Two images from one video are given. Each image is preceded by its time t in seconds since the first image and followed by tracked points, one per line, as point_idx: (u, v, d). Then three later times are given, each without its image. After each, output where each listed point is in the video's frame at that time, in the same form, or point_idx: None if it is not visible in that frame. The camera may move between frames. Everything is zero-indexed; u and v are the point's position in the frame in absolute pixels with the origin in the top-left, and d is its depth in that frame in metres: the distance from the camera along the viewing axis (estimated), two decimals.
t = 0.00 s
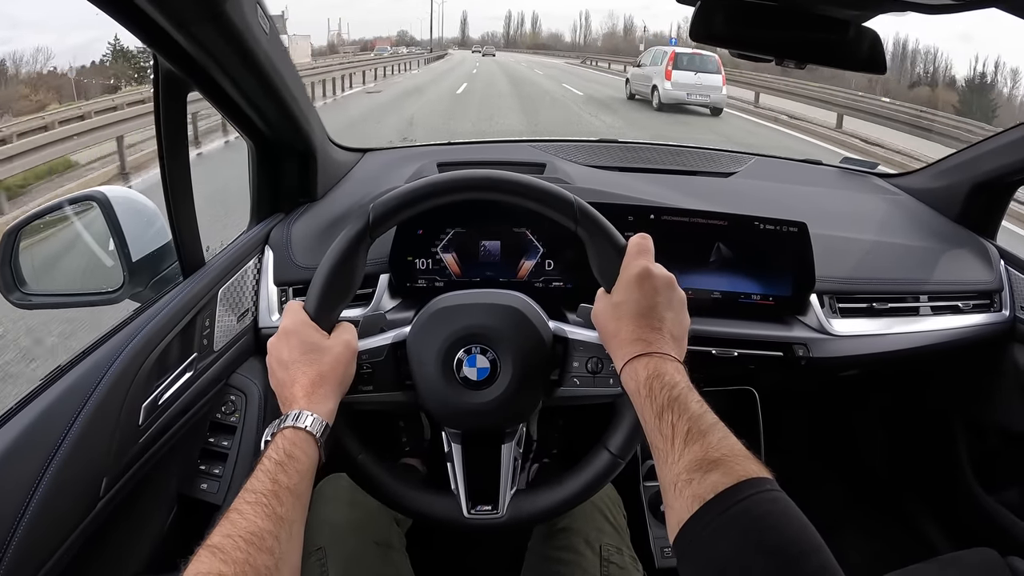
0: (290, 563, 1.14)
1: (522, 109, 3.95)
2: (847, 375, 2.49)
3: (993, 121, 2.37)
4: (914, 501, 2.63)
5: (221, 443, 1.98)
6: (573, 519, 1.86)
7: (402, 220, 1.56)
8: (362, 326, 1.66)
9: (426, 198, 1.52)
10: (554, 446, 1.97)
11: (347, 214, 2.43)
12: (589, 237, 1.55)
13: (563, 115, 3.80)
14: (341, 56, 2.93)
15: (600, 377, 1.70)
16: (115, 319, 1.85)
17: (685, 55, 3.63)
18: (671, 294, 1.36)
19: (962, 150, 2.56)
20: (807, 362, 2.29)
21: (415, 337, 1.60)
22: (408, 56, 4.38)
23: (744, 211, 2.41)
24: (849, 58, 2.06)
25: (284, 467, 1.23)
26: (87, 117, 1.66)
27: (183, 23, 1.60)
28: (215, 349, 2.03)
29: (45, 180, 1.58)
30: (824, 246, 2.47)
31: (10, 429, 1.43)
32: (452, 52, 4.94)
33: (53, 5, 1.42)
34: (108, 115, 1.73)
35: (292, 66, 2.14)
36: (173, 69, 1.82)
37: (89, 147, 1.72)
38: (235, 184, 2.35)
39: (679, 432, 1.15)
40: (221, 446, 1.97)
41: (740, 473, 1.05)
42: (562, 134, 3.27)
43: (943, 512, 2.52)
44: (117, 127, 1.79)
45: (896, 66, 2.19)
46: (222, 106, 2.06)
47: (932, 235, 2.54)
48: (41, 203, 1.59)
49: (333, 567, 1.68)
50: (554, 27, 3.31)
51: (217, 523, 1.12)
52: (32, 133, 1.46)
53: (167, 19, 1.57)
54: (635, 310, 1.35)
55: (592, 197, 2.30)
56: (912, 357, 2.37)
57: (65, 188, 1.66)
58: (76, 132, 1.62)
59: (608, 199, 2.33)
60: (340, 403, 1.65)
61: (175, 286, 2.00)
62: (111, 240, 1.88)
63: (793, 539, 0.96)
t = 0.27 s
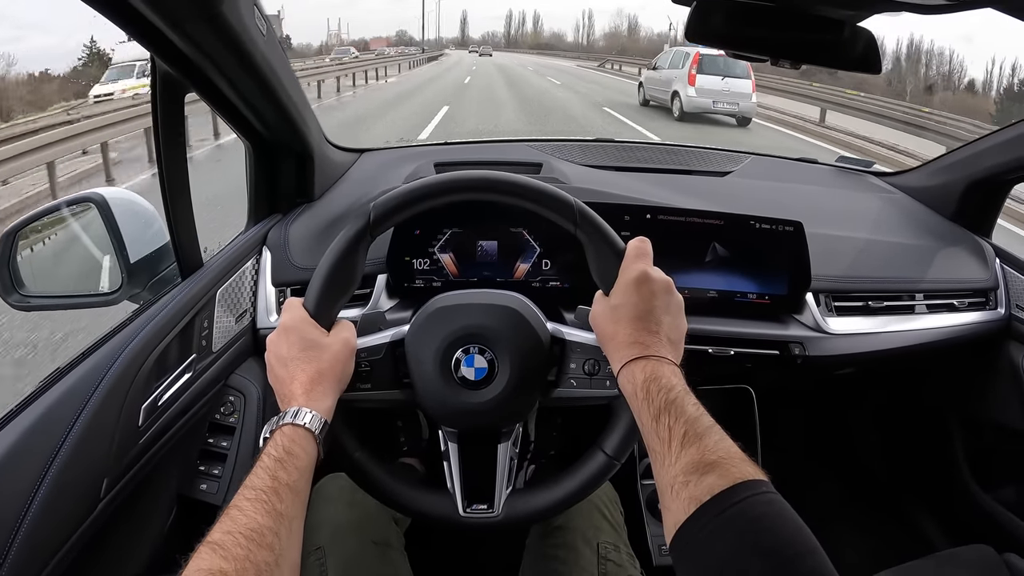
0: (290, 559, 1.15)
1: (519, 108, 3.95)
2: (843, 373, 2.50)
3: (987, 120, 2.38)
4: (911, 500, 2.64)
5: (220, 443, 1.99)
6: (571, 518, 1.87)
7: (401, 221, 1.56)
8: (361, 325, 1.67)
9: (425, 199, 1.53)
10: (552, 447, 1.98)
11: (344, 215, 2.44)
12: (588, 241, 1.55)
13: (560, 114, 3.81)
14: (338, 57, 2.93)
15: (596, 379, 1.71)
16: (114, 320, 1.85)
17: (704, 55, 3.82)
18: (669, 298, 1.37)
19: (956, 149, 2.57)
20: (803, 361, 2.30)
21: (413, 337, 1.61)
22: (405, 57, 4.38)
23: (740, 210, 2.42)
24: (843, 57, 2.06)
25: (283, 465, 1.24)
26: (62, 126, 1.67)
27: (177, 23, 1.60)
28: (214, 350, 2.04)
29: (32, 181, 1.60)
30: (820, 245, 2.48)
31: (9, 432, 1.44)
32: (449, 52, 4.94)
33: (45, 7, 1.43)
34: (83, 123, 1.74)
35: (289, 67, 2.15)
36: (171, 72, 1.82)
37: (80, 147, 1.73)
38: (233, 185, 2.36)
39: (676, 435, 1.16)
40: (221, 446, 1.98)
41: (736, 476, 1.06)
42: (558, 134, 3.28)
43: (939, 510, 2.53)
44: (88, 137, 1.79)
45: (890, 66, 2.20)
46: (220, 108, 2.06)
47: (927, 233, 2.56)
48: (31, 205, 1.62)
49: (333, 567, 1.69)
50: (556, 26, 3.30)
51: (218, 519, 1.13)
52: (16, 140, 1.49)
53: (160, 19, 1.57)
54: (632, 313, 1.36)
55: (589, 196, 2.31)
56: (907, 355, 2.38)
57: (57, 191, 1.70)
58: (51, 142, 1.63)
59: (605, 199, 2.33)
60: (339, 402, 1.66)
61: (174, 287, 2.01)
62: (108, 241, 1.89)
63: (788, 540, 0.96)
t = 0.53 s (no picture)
0: (294, 559, 1.15)
1: (517, 108, 3.96)
2: (840, 372, 2.52)
3: (983, 119, 2.40)
4: (909, 497, 2.66)
5: (222, 444, 2.00)
6: (570, 517, 1.88)
7: (401, 223, 1.57)
8: (362, 326, 1.69)
9: (424, 202, 1.53)
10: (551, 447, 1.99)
11: (344, 217, 2.44)
12: (588, 243, 1.56)
13: (557, 115, 3.82)
14: (336, 58, 2.94)
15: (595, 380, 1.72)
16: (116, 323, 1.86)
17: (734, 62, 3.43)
18: (667, 300, 1.39)
19: (953, 149, 2.59)
20: (800, 360, 2.32)
21: (414, 338, 1.62)
22: (402, 57, 4.38)
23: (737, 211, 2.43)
24: (841, 60, 2.07)
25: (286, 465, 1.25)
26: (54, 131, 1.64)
27: (178, 28, 1.61)
28: (215, 352, 2.05)
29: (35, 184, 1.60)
30: (817, 245, 2.49)
31: (12, 435, 1.44)
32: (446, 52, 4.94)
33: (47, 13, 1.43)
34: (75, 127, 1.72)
35: (289, 70, 2.15)
36: (171, 76, 1.82)
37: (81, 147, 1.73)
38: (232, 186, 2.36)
39: (675, 435, 1.17)
40: (222, 448, 1.99)
41: (734, 477, 1.07)
42: (556, 134, 3.29)
43: (937, 507, 2.55)
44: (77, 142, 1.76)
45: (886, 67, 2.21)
46: (220, 110, 2.07)
47: (924, 233, 2.57)
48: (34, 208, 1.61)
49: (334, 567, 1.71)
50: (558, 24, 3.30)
51: (222, 520, 1.14)
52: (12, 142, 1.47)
53: (162, 24, 1.57)
54: (631, 314, 1.37)
55: (587, 197, 2.33)
56: (904, 354, 2.40)
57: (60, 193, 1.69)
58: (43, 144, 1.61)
59: (603, 200, 2.35)
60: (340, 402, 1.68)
61: (174, 289, 2.02)
62: (109, 243, 1.90)
63: (785, 539, 0.97)
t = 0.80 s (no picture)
0: (298, 559, 1.17)
1: (515, 110, 3.98)
2: (837, 372, 2.53)
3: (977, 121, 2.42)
4: (906, 496, 2.68)
5: (224, 447, 2.02)
6: (569, 517, 1.90)
7: (401, 227, 1.59)
8: (363, 329, 1.71)
9: (424, 206, 1.55)
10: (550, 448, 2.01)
11: (344, 220, 2.46)
12: (586, 245, 1.58)
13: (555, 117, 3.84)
14: (335, 62, 2.96)
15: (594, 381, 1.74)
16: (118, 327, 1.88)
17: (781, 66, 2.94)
18: (664, 302, 1.40)
19: (949, 150, 2.61)
20: (797, 361, 2.34)
21: (414, 341, 1.64)
22: (400, 59, 4.40)
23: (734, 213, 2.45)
24: (837, 63, 2.09)
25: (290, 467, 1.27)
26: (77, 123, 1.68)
27: (181, 34, 1.63)
28: (217, 355, 2.06)
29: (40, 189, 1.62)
30: (813, 246, 2.51)
31: (18, 438, 1.46)
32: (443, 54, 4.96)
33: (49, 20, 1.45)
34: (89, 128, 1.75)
35: (289, 76, 2.17)
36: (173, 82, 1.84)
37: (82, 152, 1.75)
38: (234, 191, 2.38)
39: (672, 435, 1.19)
40: (224, 450, 2.01)
41: (730, 475, 1.09)
42: (554, 137, 3.31)
43: (933, 506, 2.57)
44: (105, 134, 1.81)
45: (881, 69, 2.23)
46: (221, 116, 2.08)
47: (920, 234, 2.59)
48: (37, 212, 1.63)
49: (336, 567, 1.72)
50: (557, 26, 3.31)
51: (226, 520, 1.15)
52: (16, 146, 1.48)
53: (164, 30, 1.59)
54: (629, 316, 1.39)
55: (585, 200, 2.35)
56: (900, 354, 2.42)
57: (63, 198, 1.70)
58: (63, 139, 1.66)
59: (601, 202, 2.37)
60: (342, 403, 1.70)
61: (176, 294, 2.04)
62: (110, 248, 1.91)
63: (780, 535, 0.99)
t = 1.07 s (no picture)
0: (292, 562, 1.16)
1: (513, 110, 3.97)
2: (837, 372, 2.52)
3: (979, 119, 2.41)
4: (906, 496, 2.67)
5: (220, 448, 2.00)
6: (567, 518, 1.88)
7: (397, 226, 1.57)
8: (359, 329, 1.69)
9: (421, 204, 1.54)
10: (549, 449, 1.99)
11: (341, 219, 2.45)
12: (584, 244, 1.56)
13: (554, 116, 3.83)
14: (333, 61, 2.94)
15: (592, 381, 1.73)
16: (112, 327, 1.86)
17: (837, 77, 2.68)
18: (663, 300, 1.39)
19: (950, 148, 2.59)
20: (797, 361, 2.32)
21: (411, 341, 1.62)
22: (398, 58, 4.38)
23: (734, 212, 2.44)
24: (836, 61, 2.07)
25: (284, 468, 1.25)
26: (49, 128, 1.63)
27: (174, 30, 1.62)
28: (212, 355, 2.05)
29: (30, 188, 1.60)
30: (813, 245, 2.50)
31: (12, 438, 1.45)
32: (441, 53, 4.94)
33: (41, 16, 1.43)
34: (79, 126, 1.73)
35: (285, 73, 2.15)
36: (168, 79, 1.83)
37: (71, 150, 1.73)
38: (230, 190, 2.36)
39: (670, 435, 1.18)
40: (220, 450, 1.99)
41: (730, 474, 1.07)
42: (552, 136, 3.30)
43: (934, 506, 2.56)
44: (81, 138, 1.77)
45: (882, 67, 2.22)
46: (217, 114, 2.07)
47: (920, 232, 2.58)
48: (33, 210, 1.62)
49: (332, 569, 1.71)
50: (557, 25, 3.30)
51: (219, 523, 1.14)
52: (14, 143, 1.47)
53: (158, 26, 1.58)
54: (627, 315, 1.37)
55: (583, 199, 2.33)
56: (901, 353, 2.40)
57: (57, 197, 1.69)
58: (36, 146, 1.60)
59: (599, 201, 2.35)
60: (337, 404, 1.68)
61: (172, 293, 2.02)
62: (106, 247, 1.89)
63: (781, 536, 0.98)
